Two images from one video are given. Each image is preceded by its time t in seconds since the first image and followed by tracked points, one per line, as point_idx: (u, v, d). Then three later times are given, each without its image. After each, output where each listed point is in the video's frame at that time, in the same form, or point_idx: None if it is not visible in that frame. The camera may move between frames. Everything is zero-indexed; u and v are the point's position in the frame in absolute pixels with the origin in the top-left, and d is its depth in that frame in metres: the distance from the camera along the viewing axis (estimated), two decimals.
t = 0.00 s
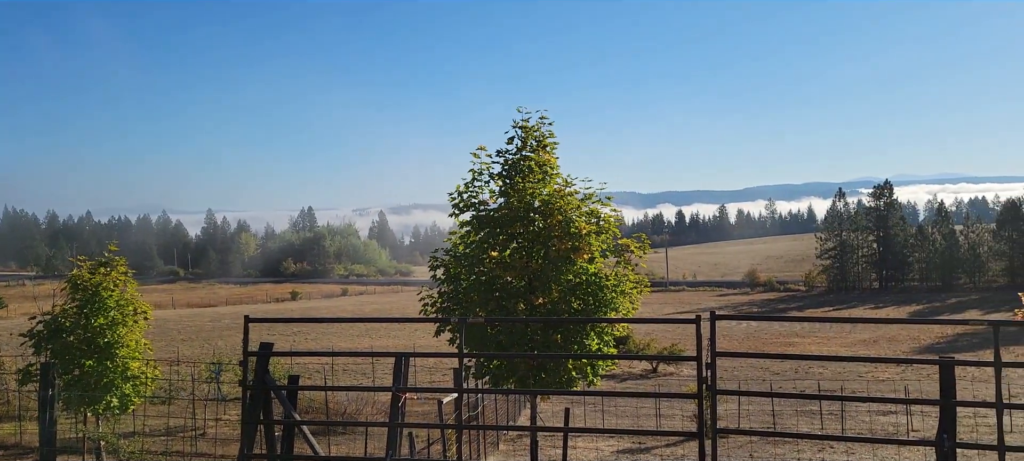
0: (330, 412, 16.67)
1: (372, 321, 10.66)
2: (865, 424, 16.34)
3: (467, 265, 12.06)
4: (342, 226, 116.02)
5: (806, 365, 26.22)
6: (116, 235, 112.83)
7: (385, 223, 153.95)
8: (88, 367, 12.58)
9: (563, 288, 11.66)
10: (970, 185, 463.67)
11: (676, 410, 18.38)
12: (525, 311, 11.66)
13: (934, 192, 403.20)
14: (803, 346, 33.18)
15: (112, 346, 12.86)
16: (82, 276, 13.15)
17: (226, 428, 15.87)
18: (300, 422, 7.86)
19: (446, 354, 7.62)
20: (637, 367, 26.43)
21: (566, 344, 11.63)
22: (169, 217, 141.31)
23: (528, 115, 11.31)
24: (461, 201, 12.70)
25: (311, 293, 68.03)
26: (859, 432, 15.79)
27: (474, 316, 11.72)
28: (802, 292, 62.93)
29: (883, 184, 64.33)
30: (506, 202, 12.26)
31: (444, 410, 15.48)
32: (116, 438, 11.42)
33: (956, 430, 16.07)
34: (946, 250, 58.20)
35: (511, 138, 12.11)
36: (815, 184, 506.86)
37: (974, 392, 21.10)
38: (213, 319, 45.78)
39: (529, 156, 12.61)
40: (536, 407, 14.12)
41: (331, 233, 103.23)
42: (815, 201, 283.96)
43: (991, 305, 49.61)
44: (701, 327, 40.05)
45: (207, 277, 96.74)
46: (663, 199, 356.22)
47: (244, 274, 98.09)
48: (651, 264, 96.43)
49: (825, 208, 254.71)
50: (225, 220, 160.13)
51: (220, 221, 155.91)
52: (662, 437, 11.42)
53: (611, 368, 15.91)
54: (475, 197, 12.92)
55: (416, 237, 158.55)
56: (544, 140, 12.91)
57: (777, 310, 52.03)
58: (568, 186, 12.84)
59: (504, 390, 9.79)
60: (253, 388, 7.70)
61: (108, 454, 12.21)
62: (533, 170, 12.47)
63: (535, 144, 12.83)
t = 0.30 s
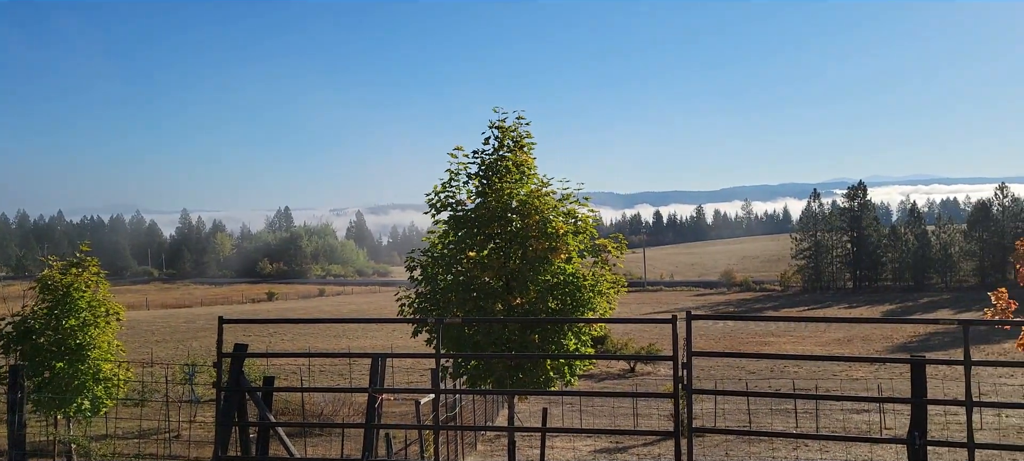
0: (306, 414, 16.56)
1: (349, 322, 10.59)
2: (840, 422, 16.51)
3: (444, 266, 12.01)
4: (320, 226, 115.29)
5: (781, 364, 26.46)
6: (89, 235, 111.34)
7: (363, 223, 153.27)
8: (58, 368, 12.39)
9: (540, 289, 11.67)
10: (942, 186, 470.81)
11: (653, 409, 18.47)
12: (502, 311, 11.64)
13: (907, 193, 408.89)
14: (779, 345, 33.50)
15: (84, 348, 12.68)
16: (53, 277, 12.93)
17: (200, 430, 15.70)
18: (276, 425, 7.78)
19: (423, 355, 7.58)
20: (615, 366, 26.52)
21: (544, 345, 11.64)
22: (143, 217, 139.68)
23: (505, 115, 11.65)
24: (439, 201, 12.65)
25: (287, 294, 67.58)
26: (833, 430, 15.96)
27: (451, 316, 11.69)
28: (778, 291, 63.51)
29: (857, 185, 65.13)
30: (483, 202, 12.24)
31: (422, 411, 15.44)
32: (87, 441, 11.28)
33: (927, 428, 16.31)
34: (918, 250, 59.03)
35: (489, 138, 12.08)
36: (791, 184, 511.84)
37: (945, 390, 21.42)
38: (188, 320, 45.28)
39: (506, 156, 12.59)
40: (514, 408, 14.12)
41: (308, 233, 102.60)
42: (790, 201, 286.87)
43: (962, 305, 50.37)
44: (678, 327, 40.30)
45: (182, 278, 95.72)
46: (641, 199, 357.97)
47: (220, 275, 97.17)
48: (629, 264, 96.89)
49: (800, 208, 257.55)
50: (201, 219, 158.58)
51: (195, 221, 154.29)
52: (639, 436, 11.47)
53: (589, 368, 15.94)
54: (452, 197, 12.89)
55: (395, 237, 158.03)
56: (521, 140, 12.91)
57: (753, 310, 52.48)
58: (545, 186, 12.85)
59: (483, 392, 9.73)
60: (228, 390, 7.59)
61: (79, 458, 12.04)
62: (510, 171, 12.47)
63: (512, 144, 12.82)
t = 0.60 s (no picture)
0: (277, 415, 16.39)
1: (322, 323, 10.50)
2: (810, 420, 16.70)
3: (417, 265, 11.96)
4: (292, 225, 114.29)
5: (753, 363, 26.70)
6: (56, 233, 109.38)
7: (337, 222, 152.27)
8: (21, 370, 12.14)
9: (513, 288, 11.66)
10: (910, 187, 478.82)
11: (626, 408, 18.55)
12: (476, 310, 11.63)
13: (876, 194, 415.00)
14: (750, 344, 33.82)
15: (49, 349, 12.45)
16: (17, 276, 12.67)
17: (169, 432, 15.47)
18: (246, 426, 7.66)
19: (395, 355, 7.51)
20: (589, 366, 26.59)
21: (517, 344, 11.64)
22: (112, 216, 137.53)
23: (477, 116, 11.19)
24: (412, 200, 12.60)
25: (259, 294, 66.90)
26: (803, 428, 16.14)
27: (425, 316, 11.65)
28: (749, 291, 64.13)
29: (827, 186, 65.95)
30: (456, 201, 12.20)
31: (395, 411, 15.36)
32: (52, 444, 11.07)
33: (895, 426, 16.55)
34: (887, 251, 59.93)
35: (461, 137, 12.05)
36: (763, 185, 517.37)
37: (913, 388, 21.76)
38: (157, 320, 44.60)
39: (480, 156, 12.57)
40: (488, 408, 14.09)
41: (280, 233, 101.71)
42: (761, 202, 289.47)
43: (929, 304, 51.20)
44: (651, 326, 40.52)
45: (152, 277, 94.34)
46: (615, 199, 359.65)
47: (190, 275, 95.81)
48: (603, 264, 97.24)
49: (772, 208, 260.06)
50: (171, 218, 156.36)
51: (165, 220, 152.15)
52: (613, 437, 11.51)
53: (563, 368, 15.97)
54: (426, 197, 12.84)
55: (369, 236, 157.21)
56: (494, 140, 12.90)
57: (725, 310, 52.91)
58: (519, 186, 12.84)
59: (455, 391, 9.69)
60: (197, 391, 7.46)
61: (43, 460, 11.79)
62: (484, 170, 12.43)
63: (485, 144, 12.81)
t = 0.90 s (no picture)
0: (240, 417, 16.16)
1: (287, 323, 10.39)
2: (773, 419, 16.95)
3: (383, 266, 11.88)
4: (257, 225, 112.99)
5: (717, 363, 27.02)
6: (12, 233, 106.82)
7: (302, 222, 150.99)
8: None
9: (480, 289, 11.63)
10: (870, 190, 488.56)
11: (592, 408, 18.65)
12: (442, 311, 11.59)
13: (838, 196, 422.54)
14: (714, 344, 34.23)
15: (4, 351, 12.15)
16: None
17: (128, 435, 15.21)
18: (207, 428, 7.49)
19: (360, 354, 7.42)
20: (556, 366, 26.68)
21: (483, 344, 11.62)
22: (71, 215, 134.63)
23: (440, 115, 9.97)
24: (377, 200, 12.51)
25: (222, 294, 66.02)
26: (765, 426, 16.36)
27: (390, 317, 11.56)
28: (714, 291, 64.89)
29: (790, 188, 66.97)
30: (423, 201, 12.12)
31: (360, 413, 15.25)
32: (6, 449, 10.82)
33: (855, 424, 16.85)
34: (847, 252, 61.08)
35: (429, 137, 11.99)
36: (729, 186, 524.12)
37: (872, 387, 22.19)
38: (117, 322, 43.78)
39: (447, 156, 12.51)
40: (454, 408, 14.06)
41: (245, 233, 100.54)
42: (725, 202, 293.42)
43: (888, 305, 52.28)
44: (617, 327, 40.83)
45: (112, 278, 92.46)
46: (582, 200, 361.65)
47: (152, 276, 93.88)
48: (570, 264, 97.70)
49: (737, 209, 263.80)
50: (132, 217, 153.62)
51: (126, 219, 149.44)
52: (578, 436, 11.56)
53: (529, 368, 16.01)
54: (392, 197, 12.76)
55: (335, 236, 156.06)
56: (461, 140, 12.87)
57: (690, 310, 53.43)
58: (485, 186, 12.82)
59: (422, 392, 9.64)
60: (157, 394, 7.27)
61: None
62: (451, 170, 12.39)
63: (452, 144, 12.78)
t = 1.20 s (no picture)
0: (194, 420, 15.86)
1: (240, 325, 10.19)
2: (730, 416, 17.18)
3: (341, 266, 11.75)
4: (214, 225, 111.11)
5: (676, 361, 27.31)
6: None
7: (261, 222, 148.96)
8: None
9: (439, 289, 11.57)
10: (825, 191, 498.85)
11: (552, 408, 18.71)
12: (401, 311, 11.52)
13: (795, 197, 430.32)
14: (672, 343, 34.62)
15: None
16: None
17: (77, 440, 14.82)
18: (158, 432, 7.31)
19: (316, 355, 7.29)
20: (516, 366, 26.72)
21: (442, 345, 11.57)
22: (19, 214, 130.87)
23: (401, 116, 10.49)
24: (335, 200, 12.39)
25: (177, 295, 64.78)
26: (722, 424, 16.58)
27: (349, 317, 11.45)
28: (673, 291, 65.61)
29: (746, 189, 68.00)
30: (382, 201, 12.02)
31: (318, 415, 15.08)
32: None
33: (809, 420, 17.16)
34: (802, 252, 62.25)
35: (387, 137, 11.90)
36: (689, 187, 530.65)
37: (825, 384, 22.65)
38: (67, 324, 42.66)
39: (406, 156, 12.43)
40: (413, 409, 13.96)
41: (200, 233, 98.80)
42: (684, 203, 297.05)
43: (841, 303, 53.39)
44: (577, 326, 41.06)
45: (62, 279, 90.05)
46: (544, 200, 362.89)
47: (103, 277, 91.55)
48: (531, 264, 97.97)
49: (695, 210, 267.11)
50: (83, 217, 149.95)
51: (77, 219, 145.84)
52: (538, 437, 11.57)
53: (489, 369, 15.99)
54: (350, 197, 12.65)
55: (295, 236, 154.27)
56: (421, 140, 12.81)
57: (650, 309, 53.89)
58: (445, 186, 12.77)
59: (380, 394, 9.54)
60: (106, 397, 7.07)
61: None
62: (409, 170, 12.30)
63: (411, 143, 12.71)
